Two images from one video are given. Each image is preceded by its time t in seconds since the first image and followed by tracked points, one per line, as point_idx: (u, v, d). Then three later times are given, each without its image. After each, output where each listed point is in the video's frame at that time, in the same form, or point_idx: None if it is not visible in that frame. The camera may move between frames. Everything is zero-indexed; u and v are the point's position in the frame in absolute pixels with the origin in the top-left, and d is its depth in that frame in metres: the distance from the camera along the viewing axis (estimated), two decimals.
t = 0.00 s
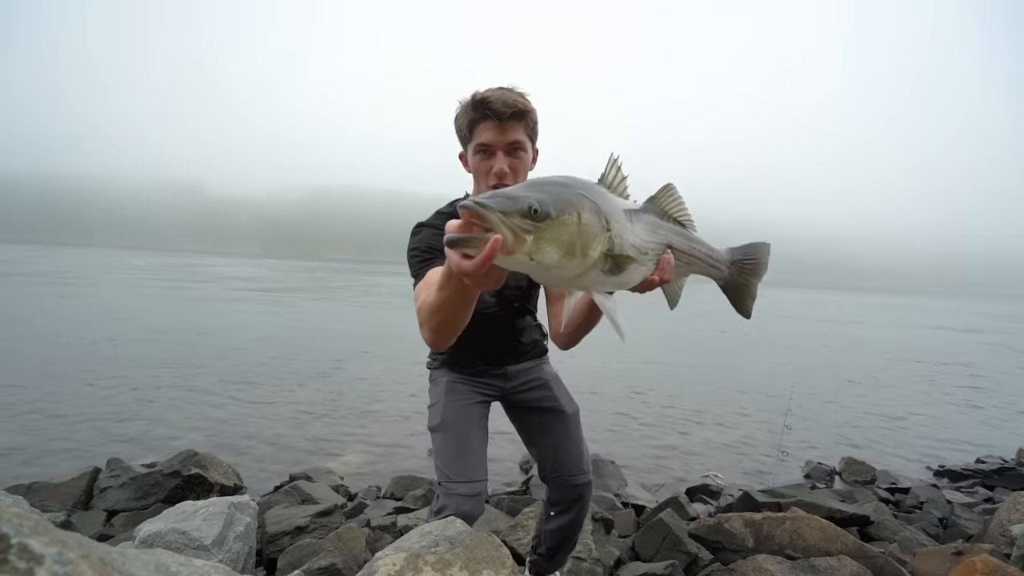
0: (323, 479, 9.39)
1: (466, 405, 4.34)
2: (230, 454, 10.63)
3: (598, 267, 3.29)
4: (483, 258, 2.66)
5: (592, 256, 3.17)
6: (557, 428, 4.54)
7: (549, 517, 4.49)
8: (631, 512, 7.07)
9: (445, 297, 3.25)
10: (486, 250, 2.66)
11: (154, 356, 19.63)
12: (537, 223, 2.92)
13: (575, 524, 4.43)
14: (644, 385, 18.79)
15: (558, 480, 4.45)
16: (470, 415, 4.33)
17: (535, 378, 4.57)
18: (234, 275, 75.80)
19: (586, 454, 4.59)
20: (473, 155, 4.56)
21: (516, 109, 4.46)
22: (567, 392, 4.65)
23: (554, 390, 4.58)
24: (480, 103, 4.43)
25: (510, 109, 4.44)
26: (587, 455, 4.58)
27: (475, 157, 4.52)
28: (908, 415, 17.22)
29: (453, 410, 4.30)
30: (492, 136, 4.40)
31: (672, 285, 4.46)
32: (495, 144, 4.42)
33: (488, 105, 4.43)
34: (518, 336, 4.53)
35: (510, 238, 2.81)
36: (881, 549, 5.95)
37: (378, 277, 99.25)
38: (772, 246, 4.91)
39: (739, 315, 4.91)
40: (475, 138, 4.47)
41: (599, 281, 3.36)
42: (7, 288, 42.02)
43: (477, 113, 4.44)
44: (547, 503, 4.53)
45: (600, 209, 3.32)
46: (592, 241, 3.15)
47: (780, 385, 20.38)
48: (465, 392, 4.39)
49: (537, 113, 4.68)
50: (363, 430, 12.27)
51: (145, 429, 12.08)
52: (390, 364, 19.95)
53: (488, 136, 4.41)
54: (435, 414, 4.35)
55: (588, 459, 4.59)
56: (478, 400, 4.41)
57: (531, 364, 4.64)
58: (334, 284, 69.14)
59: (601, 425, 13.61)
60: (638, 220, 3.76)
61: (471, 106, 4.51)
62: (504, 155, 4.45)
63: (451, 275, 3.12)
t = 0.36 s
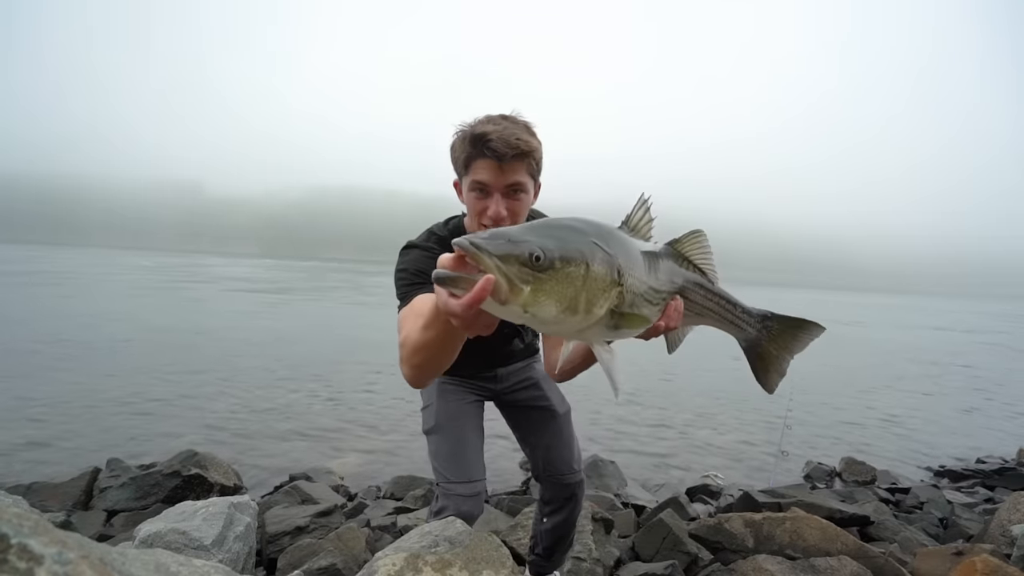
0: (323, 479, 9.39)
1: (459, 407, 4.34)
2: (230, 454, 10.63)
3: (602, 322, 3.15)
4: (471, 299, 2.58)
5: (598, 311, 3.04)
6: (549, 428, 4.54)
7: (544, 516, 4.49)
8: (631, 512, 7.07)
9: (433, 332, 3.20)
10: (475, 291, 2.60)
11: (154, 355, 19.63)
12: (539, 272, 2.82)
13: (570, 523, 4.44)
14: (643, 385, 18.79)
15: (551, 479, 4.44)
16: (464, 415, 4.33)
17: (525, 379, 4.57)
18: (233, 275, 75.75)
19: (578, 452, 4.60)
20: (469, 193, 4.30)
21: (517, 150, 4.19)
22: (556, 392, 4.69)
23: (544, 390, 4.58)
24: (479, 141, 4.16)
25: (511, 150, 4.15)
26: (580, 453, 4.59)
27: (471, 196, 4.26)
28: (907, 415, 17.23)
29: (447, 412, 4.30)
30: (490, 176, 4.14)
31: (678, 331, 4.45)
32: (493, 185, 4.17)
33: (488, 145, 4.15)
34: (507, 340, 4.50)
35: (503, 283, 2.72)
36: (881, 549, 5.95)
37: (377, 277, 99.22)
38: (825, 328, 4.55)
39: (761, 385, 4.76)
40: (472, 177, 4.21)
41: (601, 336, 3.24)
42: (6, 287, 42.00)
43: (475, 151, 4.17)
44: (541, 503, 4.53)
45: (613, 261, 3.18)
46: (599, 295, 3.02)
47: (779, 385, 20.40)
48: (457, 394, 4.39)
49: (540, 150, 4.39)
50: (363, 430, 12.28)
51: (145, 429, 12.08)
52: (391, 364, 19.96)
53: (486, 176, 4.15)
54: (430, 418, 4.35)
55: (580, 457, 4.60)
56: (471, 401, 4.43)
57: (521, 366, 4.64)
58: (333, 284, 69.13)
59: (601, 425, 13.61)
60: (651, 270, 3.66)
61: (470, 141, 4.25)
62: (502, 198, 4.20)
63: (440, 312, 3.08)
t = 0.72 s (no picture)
0: (323, 479, 9.38)
1: (462, 407, 4.31)
2: (230, 454, 10.62)
3: (611, 354, 3.20)
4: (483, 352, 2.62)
5: (607, 346, 3.08)
6: (550, 429, 4.52)
7: (544, 516, 4.50)
8: (631, 512, 7.07)
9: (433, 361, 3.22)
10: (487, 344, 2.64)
11: (154, 355, 19.62)
12: (545, 320, 2.84)
13: (570, 524, 4.45)
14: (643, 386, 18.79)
15: (551, 479, 4.44)
16: (466, 415, 4.30)
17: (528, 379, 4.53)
18: (233, 275, 75.71)
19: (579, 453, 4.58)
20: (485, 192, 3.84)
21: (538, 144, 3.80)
22: (559, 392, 4.65)
23: (547, 390, 4.55)
24: (503, 139, 3.68)
25: (532, 145, 3.75)
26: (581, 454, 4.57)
27: (490, 195, 3.82)
28: (907, 415, 17.24)
29: (448, 412, 4.29)
30: (519, 177, 3.74)
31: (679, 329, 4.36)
32: (519, 185, 3.79)
33: (508, 142, 3.71)
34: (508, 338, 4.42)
35: (513, 334, 2.75)
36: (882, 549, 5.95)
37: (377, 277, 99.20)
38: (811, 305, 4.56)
39: (750, 356, 4.79)
40: (494, 179, 3.75)
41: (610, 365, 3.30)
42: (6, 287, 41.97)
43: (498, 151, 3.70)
44: (540, 503, 4.53)
45: (619, 293, 3.20)
46: (607, 330, 3.05)
47: (779, 385, 20.41)
48: (460, 394, 4.36)
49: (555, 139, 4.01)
50: (364, 430, 12.27)
51: (144, 429, 12.07)
52: (391, 364, 19.96)
53: (514, 178, 3.74)
54: (432, 418, 4.33)
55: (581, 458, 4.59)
56: (474, 400, 4.40)
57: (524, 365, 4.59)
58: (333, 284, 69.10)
59: (601, 426, 13.60)
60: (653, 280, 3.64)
61: (487, 137, 3.74)
62: (529, 195, 3.86)
63: (441, 345, 3.09)
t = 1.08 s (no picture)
0: (323, 479, 9.39)
1: (465, 406, 4.31)
2: (230, 454, 10.63)
3: (595, 341, 3.37)
4: (469, 363, 2.78)
5: (589, 335, 3.25)
6: (554, 430, 4.50)
7: (545, 518, 4.50)
8: (631, 512, 7.07)
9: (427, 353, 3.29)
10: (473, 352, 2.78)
11: (153, 356, 19.60)
12: (525, 322, 3.00)
13: (570, 525, 4.45)
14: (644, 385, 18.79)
15: (554, 482, 4.45)
16: (469, 415, 4.29)
17: (533, 379, 4.51)
18: (233, 275, 75.69)
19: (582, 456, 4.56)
20: (492, 143, 3.97)
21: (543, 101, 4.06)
22: (565, 392, 4.62)
23: (552, 391, 4.53)
24: (513, 89, 3.92)
25: (538, 100, 4.01)
26: (584, 456, 4.55)
27: (497, 145, 3.96)
28: (907, 415, 17.26)
29: (451, 410, 4.28)
30: (524, 126, 3.94)
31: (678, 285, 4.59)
32: (526, 137, 3.97)
33: (517, 94, 3.94)
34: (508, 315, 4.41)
35: (496, 342, 2.91)
36: (882, 549, 5.95)
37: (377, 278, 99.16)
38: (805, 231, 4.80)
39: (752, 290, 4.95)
40: (502, 127, 3.92)
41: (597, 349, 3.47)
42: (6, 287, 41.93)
43: (505, 99, 3.93)
44: (541, 504, 4.53)
45: (595, 283, 3.35)
46: (587, 320, 3.22)
47: (779, 385, 20.42)
48: (464, 392, 4.35)
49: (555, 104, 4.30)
50: (364, 430, 12.28)
51: (144, 429, 12.06)
52: (391, 364, 19.95)
53: (520, 127, 3.92)
54: (435, 415, 4.33)
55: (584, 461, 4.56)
56: (478, 399, 4.38)
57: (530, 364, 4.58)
58: (332, 284, 69.05)
59: (601, 426, 13.61)
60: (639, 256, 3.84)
61: (496, 88, 3.96)
62: (532, 149, 4.04)
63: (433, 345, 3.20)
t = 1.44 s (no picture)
0: (323, 479, 9.39)
1: (466, 406, 4.32)
2: (230, 454, 10.63)
3: (581, 321, 3.46)
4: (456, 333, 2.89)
5: (574, 316, 3.33)
6: (556, 431, 4.51)
7: (547, 519, 4.49)
8: (631, 512, 7.08)
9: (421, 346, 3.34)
10: (460, 322, 2.89)
11: (153, 356, 19.60)
12: (509, 299, 3.10)
13: (572, 527, 4.45)
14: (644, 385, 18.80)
15: (557, 482, 4.45)
16: (469, 415, 4.30)
17: (534, 381, 4.53)
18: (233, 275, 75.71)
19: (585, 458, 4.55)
20: (498, 143, 3.98)
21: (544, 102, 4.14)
22: (568, 394, 4.62)
23: (553, 392, 4.54)
24: (518, 90, 3.97)
25: (541, 102, 4.07)
26: (586, 458, 4.54)
27: (504, 145, 3.97)
28: (907, 415, 17.26)
29: (451, 412, 4.28)
30: (530, 126, 3.99)
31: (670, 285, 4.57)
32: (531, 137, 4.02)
33: (523, 94, 3.99)
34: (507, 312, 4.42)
35: (481, 317, 3.02)
36: (882, 549, 5.95)
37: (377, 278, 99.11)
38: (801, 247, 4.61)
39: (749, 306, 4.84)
40: (508, 127, 3.94)
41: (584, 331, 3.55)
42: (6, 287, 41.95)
43: (510, 100, 3.97)
44: (544, 506, 4.53)
45: (580, 265, 3.45)
46: (572, 301, 3.30)
47: (779, 385, 20.42)
48: (464, 393, 4.36)
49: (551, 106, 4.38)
50: (364, 430, 12.28)
51: (144, 429, 12.06)
52: (391, 364, 19.96)
53: (526, 126, 3.97)
54: (435, 416, 4.33)
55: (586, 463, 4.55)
56: (479, 400, 4.39)
57: (531, 366, 4.59)
58: (332, 284, 69.05)
59: (601, 426, 13.62)
60: (631, 246, 3.90)
61: (500, 88, 3.99)
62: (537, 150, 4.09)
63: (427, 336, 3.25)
